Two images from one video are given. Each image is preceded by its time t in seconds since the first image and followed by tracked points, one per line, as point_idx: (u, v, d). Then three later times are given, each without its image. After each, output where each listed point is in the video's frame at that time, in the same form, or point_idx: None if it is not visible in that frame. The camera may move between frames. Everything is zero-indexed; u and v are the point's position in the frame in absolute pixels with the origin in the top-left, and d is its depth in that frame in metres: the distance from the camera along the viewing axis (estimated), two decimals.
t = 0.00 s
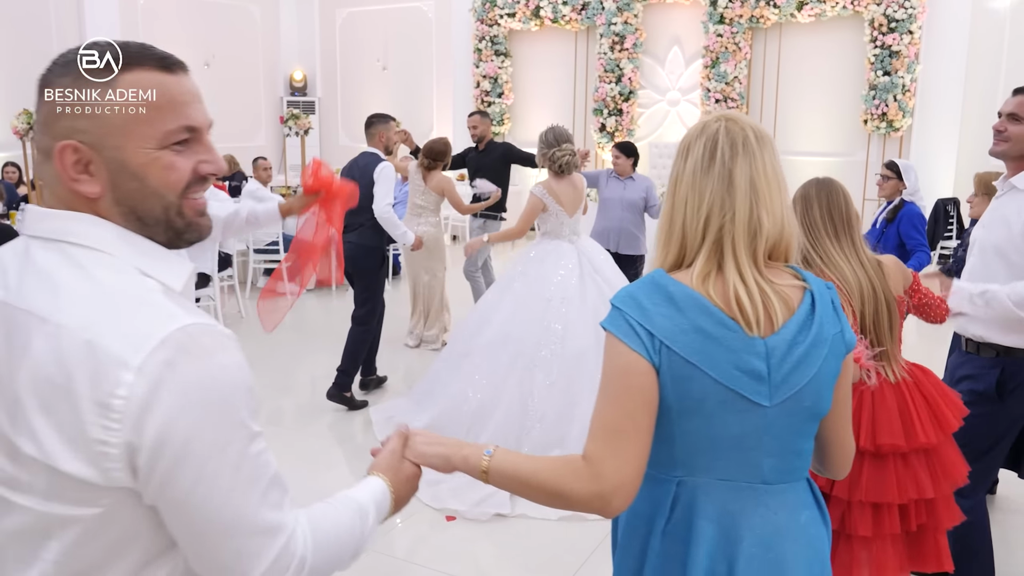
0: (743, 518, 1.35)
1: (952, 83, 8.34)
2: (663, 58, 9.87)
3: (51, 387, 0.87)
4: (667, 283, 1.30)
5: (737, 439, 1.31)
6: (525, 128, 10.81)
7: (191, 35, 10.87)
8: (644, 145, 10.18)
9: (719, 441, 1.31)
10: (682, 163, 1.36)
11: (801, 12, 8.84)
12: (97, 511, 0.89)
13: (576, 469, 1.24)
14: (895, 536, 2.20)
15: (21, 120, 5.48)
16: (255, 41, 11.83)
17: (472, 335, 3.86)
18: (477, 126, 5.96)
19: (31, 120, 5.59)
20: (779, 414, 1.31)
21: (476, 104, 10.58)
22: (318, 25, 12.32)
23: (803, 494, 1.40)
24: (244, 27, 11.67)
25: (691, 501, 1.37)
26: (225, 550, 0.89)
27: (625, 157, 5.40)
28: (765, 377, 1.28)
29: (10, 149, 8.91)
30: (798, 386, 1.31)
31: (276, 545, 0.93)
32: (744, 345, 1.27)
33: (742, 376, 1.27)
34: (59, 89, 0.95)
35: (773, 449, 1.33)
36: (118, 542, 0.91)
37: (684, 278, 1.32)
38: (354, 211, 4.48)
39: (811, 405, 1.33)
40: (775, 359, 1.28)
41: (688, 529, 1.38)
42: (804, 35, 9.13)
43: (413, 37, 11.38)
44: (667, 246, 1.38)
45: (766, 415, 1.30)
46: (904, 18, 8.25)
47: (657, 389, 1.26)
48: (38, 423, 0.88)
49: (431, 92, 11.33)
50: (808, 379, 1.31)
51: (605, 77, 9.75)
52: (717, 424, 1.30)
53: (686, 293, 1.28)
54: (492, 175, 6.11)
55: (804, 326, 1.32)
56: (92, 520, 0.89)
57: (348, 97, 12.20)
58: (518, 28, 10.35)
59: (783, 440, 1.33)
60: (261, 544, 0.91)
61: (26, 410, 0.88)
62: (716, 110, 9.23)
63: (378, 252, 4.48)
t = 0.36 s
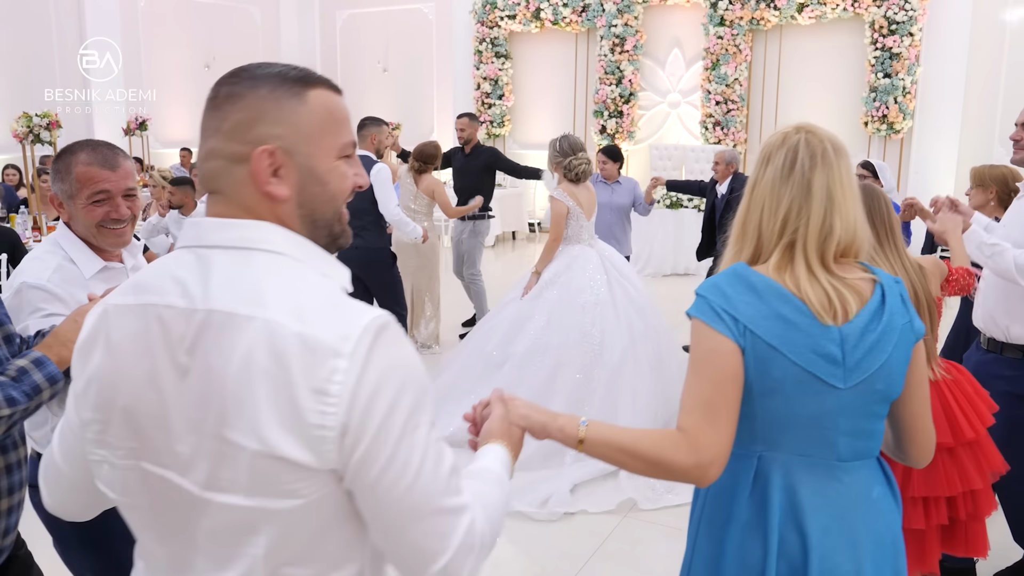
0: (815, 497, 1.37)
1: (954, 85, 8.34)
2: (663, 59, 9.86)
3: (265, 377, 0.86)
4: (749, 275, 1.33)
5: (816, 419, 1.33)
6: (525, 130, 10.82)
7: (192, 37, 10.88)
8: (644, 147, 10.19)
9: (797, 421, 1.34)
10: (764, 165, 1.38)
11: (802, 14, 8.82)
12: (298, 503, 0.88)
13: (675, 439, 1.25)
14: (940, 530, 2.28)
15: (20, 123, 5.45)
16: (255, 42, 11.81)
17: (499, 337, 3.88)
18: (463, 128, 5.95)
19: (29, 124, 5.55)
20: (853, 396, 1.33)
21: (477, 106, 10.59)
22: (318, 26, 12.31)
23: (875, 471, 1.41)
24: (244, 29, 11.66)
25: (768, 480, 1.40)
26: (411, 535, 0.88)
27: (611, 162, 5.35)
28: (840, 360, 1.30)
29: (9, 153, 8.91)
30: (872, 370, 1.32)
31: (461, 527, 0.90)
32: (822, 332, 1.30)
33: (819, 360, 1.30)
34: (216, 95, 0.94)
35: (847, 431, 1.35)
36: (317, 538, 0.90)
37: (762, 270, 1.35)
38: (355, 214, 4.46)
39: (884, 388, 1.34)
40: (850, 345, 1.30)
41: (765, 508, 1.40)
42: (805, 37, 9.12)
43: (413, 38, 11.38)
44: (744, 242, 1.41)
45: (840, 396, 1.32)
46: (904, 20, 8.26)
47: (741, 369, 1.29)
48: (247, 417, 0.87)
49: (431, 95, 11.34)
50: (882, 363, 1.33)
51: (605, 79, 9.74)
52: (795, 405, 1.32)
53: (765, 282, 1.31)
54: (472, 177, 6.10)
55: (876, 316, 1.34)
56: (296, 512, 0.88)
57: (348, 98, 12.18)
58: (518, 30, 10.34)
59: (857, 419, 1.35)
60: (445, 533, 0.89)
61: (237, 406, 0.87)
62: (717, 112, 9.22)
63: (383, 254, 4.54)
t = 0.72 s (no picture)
0: (913, 478, 1.47)
1: (954, 86, 8.37)
2: (664, 60, 9.88)
3: (523, 372, 0.99)
4: (857, 272, 1.42)
5: (915, 407, 1.44)
6: (526, 130, 10.84)
7: (194, 38, 10.91)
8: (645, 147, 10.20)
9: (898, 409, 1.44)
10: (855, 163, 1.48)
11: (802, 15, 8.83)
12: (538, 482, 1.04)
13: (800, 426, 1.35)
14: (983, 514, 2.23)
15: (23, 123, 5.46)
16: (256, 43, 11.83)
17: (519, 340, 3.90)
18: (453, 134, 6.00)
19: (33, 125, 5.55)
20: (946, 383, 1.44)
21: (478, 107, 10.61)
22: (319, 27, 12.31)
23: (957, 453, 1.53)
24: (245, 30, 11.67)
25: (869, 466, 1.49)
26: (629, 509, 1.07)
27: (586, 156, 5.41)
28: (939, 351, 1.41)
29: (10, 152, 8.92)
30: (963, 358, 1.44)
31: (663, 494, 1.11)
32: (923, 326, 1.41)
33: (923, 351, 1.41)
34: (377, 118, 1.00)
35: (940, 415, 1.46)
36: (540, 511, 1.08)
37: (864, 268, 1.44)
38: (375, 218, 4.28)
39: (967, 375, 1.47)
40: (946, 336, 1.42)
41: (868, 492, 1.50)
42: (806, 38, 9.14)
43: (414, 39, 11.40)
44: (839, 238, 1.50)
45: (937, 384, 1.43)
46: (905, 21, 8.29)
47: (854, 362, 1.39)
48: (507, 418, 0.99)
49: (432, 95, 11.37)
50: (969, 350, 1.45)
51: (606, 80, 9.75)
52: (898, 395, 1.43)
53: (874, 281, 1.40)
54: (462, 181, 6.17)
55: (963, 309, 1.46)
56: (535, 490, 1.04)
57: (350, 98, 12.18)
58: (519, 30, 10.37)
59: (948, 404, 1.46)
60: (646, 509, 1.09)
61: (494, 409, 0.99)
62: (718, 112, 9.24)
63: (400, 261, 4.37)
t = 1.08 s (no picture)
0: (964, 439, 1.67)
1: (954, 86, 8.37)
2: (665, 59, 9.87)
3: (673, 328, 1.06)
4: (907, 258, 1.61)
5: (964, 378, 1.64)
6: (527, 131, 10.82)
7: (196, 38, 10.91)
8: (646, 147, 10.19)
9: (950, 380, 1.63)
10: (899, 163, 1.70)
11: (804, 14, 8.83)
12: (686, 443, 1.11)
13: (861, 404, 1.53)
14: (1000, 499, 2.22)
15: (24, 122, 5.44)
16: (257, 43, 11.84)
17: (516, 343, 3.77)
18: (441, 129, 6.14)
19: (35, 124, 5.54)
20: (992, 354, 1.63)
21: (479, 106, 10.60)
22: (320, 27, 12.30)
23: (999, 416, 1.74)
24: (247, 29, 11.68)
25: (923, 433, 1.68)
26: (761, 457, 1.15)
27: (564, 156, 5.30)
28: (984, 326, 1.61)
29: (11, 151, 8.92)
30: (1007, 332, 1.64)
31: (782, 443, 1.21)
32: (971, 305, 1.60)
33: (971, 328, 1.60)
34: (517, 107, 1.07)
35: (987, 383, 1.66)
36: (679, 476, 1.14)
37: (915, 253, 1.64)
38: (387, 214, 4.23)
39: (1010, 347, 1.67)
40: (992, 314, 1.61)
41: (921, 457, 1.69)
42: (807, 38, 9.14)
43: (416, 38, 11.40)
44: (883, 231, 1.73)
45: (983, 356, 1.62)
46: (907, 20, 8.30)
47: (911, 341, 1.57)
48: (671, 376, 1.07)
49: (433, 95, 11.37)
50: (1013, 325, 1.65)
51: (608, 79, 9.74)
52: (950, 368, 1.62)
53: (926, 265, 1.60)
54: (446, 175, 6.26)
55: (1007, 288, 1.65)
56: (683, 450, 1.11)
57: (350, 98, 12.17)
58: (520, 30, 10.36)
59: (994, 374, 1.66)
60: (774, 455, 1.17)
61: (656, 369, 1.06)
62: (719, 112, 9.23)
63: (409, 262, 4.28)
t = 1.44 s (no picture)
0: None
1: (958, 87, 8.36)
2: (669, 59, 9.86)
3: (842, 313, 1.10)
4: (1014, 255, 1.52)
5: None
6: (530, 131, 10.83)
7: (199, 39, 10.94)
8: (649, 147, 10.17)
9: None
10: (970, 163, 1.68)
11: (807, 14, 8.82)
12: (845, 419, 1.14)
13: (960, 389, 1.45)
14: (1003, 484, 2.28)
15: (26, 123, 5.42)
16: (261, 43, 11.86)
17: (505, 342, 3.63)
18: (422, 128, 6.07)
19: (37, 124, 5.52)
20: None
21: (482, 106, 10.62)
22: (323, 26, 12.30)
23: None
24: (250, 30, 11.70)
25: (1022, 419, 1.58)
26: (891, 423, 1.21)
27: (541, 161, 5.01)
28: None
29: (13, 151, 8.95)
30: None
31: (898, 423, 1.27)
32: None
33: None
34: (703, 119, 1.09)
35: None
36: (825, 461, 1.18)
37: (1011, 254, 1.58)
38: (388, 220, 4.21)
39: None
40: None
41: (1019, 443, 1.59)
42: (811, 38, 9.12)
43: (419, 37, 11.41)
44: (975, 231, 1.65)
45: None
46: (911, 20, 8.26)
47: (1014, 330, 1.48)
48: (842, 355, 1.10)
49: (436, 95, 11.39)
50: None
51: (611, 79, 9.75)
52: None
53: None
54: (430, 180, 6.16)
55: None
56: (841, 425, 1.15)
57: (354, 98, 12.18)
58: (523, 30, 10.36)
59: None
60: (897, 421, 1.23)
61: (832, 348, 1.09)
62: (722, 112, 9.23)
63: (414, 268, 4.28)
